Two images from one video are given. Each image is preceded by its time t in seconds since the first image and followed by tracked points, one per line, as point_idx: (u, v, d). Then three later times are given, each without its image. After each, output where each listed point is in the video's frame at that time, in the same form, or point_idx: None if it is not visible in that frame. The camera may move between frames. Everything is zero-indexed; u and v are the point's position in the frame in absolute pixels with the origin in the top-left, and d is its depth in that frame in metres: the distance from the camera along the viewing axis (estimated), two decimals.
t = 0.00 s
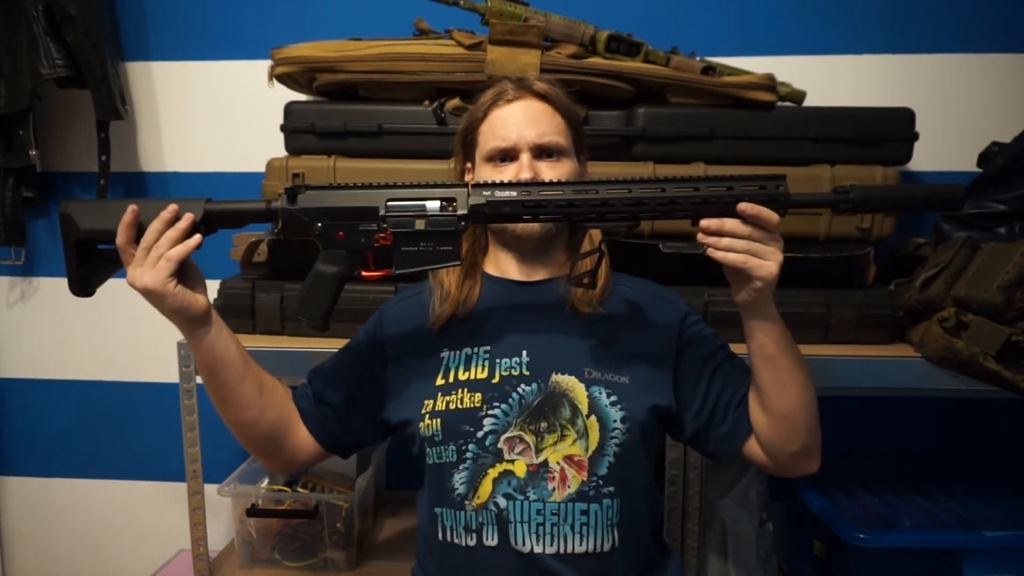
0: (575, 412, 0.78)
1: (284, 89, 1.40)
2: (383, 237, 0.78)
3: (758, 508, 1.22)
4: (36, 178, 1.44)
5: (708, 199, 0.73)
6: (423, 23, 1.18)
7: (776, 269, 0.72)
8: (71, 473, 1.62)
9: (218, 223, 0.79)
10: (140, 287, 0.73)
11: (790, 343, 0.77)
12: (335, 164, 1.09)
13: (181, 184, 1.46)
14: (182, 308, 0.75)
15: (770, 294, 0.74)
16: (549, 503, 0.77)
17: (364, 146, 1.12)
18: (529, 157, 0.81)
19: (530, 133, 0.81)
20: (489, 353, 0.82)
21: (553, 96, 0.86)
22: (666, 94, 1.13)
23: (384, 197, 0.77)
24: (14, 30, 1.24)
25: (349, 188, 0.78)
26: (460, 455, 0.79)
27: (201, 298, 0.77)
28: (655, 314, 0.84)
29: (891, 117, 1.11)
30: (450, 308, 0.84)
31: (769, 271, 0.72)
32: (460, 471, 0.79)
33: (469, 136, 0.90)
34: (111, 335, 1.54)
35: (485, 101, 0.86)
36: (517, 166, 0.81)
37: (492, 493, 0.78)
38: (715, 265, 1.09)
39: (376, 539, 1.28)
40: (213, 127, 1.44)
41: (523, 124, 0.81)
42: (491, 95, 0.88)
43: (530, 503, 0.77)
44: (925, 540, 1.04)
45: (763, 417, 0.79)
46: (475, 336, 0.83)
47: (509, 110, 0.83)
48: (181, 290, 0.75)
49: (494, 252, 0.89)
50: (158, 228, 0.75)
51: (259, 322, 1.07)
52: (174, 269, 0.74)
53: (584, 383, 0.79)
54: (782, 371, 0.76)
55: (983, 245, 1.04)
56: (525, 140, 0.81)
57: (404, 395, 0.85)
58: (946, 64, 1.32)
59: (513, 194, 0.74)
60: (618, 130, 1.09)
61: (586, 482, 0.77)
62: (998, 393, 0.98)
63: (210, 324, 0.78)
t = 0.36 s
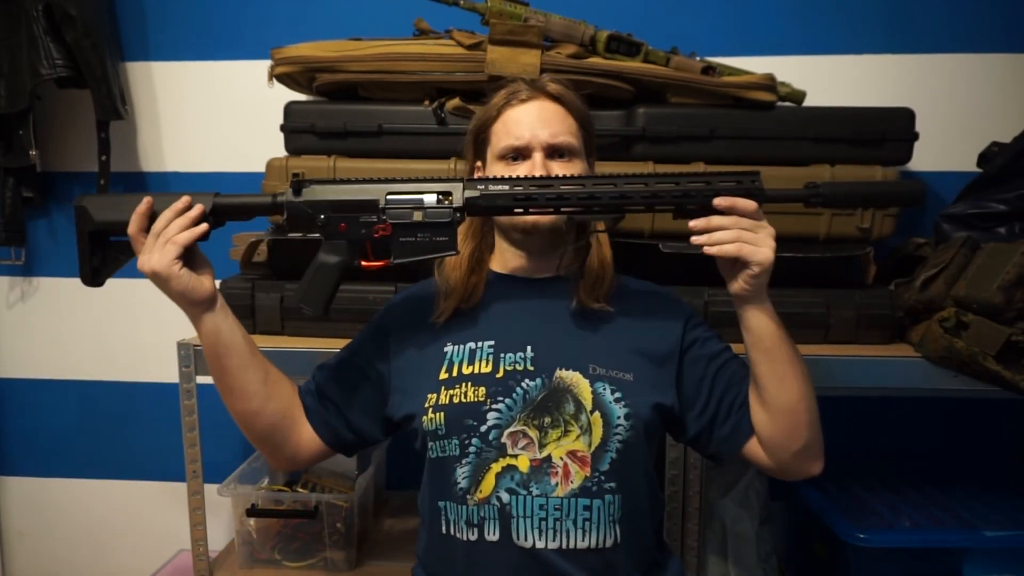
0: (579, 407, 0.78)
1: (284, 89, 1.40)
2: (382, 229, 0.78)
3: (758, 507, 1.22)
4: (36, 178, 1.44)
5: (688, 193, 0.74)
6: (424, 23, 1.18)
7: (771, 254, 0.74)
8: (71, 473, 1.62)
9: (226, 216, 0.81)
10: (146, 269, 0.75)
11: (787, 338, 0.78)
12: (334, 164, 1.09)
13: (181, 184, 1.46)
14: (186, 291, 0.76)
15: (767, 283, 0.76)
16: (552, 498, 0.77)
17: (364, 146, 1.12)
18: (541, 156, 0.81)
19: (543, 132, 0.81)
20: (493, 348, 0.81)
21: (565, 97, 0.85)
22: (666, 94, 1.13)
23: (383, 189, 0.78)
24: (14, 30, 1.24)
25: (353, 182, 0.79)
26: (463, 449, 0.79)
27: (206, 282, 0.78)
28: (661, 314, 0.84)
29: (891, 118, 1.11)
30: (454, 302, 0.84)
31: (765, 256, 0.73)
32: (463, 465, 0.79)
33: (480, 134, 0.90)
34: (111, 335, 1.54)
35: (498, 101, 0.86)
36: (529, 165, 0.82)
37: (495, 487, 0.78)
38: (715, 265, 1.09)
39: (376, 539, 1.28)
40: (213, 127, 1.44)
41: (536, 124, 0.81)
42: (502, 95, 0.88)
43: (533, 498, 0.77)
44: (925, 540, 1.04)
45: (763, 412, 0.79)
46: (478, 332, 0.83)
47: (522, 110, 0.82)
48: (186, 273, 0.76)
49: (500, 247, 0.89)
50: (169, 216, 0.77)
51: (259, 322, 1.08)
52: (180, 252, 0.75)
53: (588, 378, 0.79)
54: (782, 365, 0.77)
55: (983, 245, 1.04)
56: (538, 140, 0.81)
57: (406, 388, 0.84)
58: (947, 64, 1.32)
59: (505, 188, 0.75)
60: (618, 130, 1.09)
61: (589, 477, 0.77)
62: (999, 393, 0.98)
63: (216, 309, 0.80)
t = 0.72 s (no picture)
0: (578, 404, 0.78)
1: (284, 89, 1.40)
2: (390, 225, 0.78)
3: (758, 506, 1.22)
4: (36, 178, 1.44)
5: (692, 189, 0.75)
6: (424, 23, 1.18)
7: (776, 250, 0.74)
8: (70, 473, 1.62)
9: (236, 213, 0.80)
10: (156, 265, 0.75)
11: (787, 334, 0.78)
12: (335, 164, 1.09)
13: (181, 184, 1.46)
14: (195, 287, 0.76)
15: (770, 278, 0.76)
16: (551, 494, 0.77)
17: (364, 146, 1.12)
18: (539, 156, 0.82)
19: (540, 133, 0.81)
20: (492, 345, 0.81)
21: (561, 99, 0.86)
22: (666, 94, 1.13)
23: (391, 186, 0.78)
24: (13, 29, 1.24)
25: (362, 179, 0.79)
26: (461, 446, 0.79)
27: (215, 279, 0.78)
28: (660, 313, 0.85)
29: (892, 118, 1.11)
30: (452, 300, 0.85)
31: (770, 252, 0.73)
32: (461, 462, 0.79)
33: (480, 136, 0.90)
34: (111, 335, 1.54)
35: (496, 102, 0.86)
36: (526, 165, 0.82)
37: (494, 484, 0.78)
38: (715, 264, 1.09)
39: (376, 539, 1.28)
40: (213, 127, 1.44)
41: (534, 125, 0.81)
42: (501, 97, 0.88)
43: (532, 495, 0.77)
44: (926, 540, 1.05)
45: (763, 407, 0.79)
46: (477, 329, 0.83)
47: (520, 111, 0.83)
48: (197, 270, 0.76)
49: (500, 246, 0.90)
50: (180, 212, 0.77)
51: (259, 322, 1.08)
52: (191, 249, 0.75)
53: (586, 375, 0.79)
54: (782, 360, 0.77)
55: (983, 245, 1.04)
56: (535, 140, 0.81)
57: (406, 386, 0.84)
58: (946, 64, 1.32)
59: (511, 185, 0.75)
60: (617, 130, 1.09)
61: (588, 473, 0.78)
62: (998, 394, 0.98)
63: (223, 307, 0.79)
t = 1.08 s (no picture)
0: (579, 404, 0.78)
1: (284, 89, 1.40)
2: (392, 227, 0.78)
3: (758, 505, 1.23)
4: (36, 178, 1.44)
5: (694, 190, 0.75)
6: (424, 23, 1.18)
7: (780, 251, 0.74)
8: (70, 473, 1.62)
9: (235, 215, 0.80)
10: (156, 268, 0.74)
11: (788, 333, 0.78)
12: (335, 164, 1.09)
13: (181, 184, 1.46)
14: (196, 289, 0.76)
15: (774, 279, 0.76)
16: (552, 495, 0.77)
17: (364, 146, 1.12)
18: (539, 156, 0.82)
19: (541, 133, 0.81)
20: (492, 346, 0.81)
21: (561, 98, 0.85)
22: (666, 94, 1.13)
23: (393, 188, 0.78)
24: (13, 29, 1.24)
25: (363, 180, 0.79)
26: (462, 446, 0.79)
27: (215, 282, 0.78)
28: (660, 314, 0.85)
29: (892, 118, 1.11)
30: (453, 300, 0.85)
31: (774, 253, 0.73)
32: (462, 463, 0.79)
33: (481, 136, 0.90)
34: (110, 335, 1.54)
35: (496, 101, 0.87)
36: (526, 165, 0.82)
37: (495, 484, 0.78)
38: (715, 264, 1.09)
39: (376, 539, 1.28)
40: (213, 126, 1.44)
41: (534, 125, 0.81)
42: (501, 96, 0.88)
43: (533, 495, 0.77)
44: (925, 540, 1.04)
45: (764, 408, 0.79)
46: (478, 329, 0.83)
47: (520, 111, 0.83)
48: (197, 273, 0.76)
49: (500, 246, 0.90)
50: (179, 215, 0.76)
51: (259, 322, 1.08)
52: (191, 251, 0.75)
53: (587, 376, 0.79)
54: (783, 360, 0.77)
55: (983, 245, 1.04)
56: (535, 140, 0.81)
57: (408, 387, 0.84)
58: (946, 64, 1.32)
59: (514, 186, 0.75)
60: (618, 130, 1.09)
61: (589, 473, 0.78)
62: (998, 394, 0.98)
63: (223, 310, 0.79)
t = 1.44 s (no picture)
0: (578, 405, 0.78)
1: (284, 89, 1.40)
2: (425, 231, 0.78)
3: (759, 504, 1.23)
4: (36, 178, 1.44)
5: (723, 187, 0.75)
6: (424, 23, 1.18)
7: (803, 246, 0.75)
8: (70, 473, 1.62)
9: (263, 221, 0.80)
10: (184, 279, 0.74)
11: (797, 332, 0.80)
12: (335, 164, 1.09)
13: (181, 184, 1.46)
14: (222, 302, 0.76)
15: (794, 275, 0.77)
16: (551, 496, 0.77)
17: (364, 146, 1.12)
18: (533, 155, 0.81)
19: (535, 131, 0.81)
20: (491, 346, 0.81)
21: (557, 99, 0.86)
22: (666, 94, 1.13)
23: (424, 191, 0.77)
24: (12, 29, 1.24)
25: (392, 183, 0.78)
26: (461, 447, 0.79)
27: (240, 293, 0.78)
28: (659, 316, 0.85)
29: (892, 118, 1.11)
30: (452, 300, 0.85)
31: (799, 249, 0.75)
32: (461, 463, 0.79)
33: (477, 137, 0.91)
34: (111, 335, 1.54)
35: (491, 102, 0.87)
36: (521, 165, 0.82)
37: (494, 485, 0.78)
38: (716, 265, 1.09)
39: (376, 539, 1.28)
40: (213, 126, 1.44)
41: (528, 124, 0.81)
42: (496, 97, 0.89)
43: (532, 496, 0.77)
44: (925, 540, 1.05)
45: (769, 406, 0.79)
46: (476, 330, 0.83)
47: (515, 111, 0.83)
48: (225, 285, 0.76)
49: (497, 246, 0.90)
50: (208, 224, 0.76)
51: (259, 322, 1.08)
52: (220, 262, 0.75)
53: (586, 377, 0.79)
54: (792, 358, 0.78)
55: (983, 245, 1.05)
56: (530, 139, 0.81)
57: (409, 388, 0.84)
58: (946, 64, 1.32)
59: (548, 186, 0.75)
60: (617, 130, 1.09)
61: (588, 474, 0.77)
62: (998, 394, 0.98)
63: (245, 323, 0.80)
